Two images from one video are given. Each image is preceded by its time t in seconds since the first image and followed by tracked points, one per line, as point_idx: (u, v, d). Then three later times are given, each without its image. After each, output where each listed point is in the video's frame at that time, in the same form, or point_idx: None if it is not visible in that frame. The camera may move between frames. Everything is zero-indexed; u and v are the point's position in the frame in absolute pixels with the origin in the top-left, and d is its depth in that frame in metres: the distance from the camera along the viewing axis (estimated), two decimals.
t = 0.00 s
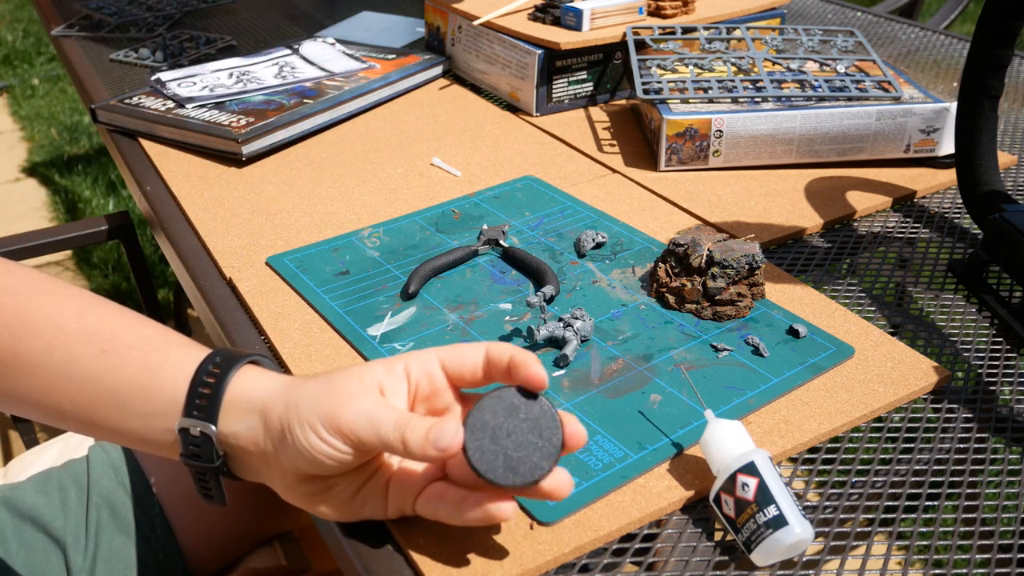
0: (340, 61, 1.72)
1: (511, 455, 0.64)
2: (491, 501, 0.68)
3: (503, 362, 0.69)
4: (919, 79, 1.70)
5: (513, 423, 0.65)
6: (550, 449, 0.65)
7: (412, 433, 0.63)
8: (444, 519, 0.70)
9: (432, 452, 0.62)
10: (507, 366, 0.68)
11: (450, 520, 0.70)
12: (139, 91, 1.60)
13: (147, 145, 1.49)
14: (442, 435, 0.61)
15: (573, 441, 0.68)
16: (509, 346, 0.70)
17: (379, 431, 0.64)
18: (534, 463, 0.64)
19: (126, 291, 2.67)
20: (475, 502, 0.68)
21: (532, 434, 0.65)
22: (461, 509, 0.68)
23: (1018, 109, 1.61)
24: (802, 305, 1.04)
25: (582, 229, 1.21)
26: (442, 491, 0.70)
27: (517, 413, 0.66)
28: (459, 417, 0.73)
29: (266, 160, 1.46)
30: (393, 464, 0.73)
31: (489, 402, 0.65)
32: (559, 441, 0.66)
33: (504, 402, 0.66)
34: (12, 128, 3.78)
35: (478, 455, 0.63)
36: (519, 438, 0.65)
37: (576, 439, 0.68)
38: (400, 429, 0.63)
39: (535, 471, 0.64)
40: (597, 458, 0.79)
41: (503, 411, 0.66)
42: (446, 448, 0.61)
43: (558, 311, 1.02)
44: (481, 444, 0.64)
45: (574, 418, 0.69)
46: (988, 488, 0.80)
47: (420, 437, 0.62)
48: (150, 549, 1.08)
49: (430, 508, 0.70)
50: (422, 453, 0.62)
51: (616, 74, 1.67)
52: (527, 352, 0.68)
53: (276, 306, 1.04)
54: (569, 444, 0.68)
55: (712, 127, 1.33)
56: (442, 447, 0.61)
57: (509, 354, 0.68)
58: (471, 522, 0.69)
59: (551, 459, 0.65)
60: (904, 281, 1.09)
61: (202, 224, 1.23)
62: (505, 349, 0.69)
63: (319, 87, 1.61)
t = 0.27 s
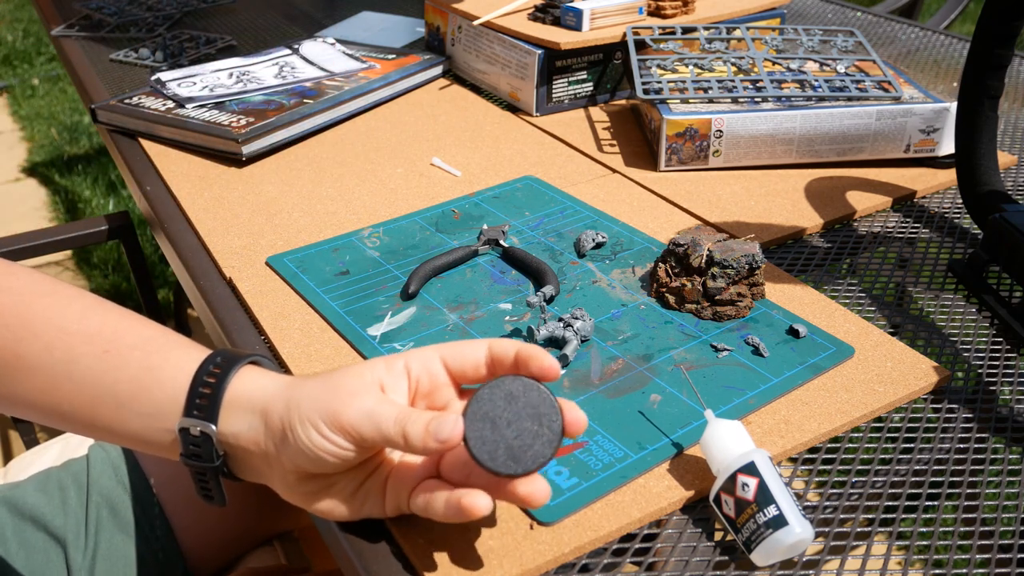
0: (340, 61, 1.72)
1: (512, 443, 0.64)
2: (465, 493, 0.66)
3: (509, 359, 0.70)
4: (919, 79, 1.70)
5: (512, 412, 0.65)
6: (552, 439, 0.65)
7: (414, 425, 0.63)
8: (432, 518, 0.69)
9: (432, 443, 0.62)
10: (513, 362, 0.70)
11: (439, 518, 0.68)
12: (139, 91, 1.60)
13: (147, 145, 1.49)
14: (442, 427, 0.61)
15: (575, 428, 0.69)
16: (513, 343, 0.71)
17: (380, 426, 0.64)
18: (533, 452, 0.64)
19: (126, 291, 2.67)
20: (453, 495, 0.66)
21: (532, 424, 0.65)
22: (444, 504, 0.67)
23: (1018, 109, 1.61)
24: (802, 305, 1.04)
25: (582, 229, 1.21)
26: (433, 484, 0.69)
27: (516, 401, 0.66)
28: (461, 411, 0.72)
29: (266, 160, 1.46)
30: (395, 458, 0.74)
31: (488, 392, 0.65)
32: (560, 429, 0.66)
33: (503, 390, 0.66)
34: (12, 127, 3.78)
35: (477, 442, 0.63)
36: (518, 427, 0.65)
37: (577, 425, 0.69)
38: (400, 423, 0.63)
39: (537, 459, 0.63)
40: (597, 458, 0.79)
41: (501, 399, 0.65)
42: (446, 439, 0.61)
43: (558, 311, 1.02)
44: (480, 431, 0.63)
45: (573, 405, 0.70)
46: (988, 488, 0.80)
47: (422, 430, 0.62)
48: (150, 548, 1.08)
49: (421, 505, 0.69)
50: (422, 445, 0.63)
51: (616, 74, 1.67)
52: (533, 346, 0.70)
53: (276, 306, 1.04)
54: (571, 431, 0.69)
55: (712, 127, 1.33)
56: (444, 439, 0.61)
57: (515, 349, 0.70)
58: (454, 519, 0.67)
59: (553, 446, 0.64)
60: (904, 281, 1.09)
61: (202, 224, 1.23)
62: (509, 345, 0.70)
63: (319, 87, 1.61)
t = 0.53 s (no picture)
0: (340, 61, 1.72)
1: (505, 436, 0.64)
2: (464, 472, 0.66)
3: (498, 359, 0.70)
4: (919, 79, 1.70)
5: (506, 405, 0.65)
6: (546, 431, 0.65)
7: (407, 420, 0.63)
8: (434, 505, 0.70)
9: (428, 436, 0.61)
10: (503, 363, 0.70)
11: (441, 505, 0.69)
12: (140, 91, 1.60)
13: (147, 145, 1.49)
14: (437, 419, 0.61)
15: (569, 421, 0.67)
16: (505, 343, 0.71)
17: (373, 421, 0.64)
18: (527, 444, 0.64)
19: (126, 291, 2.67)
20: (452, 481, 0.67)
21: (526, 416, 0.65)
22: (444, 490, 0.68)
23: (1018, 109, 1.61)
24: (802, 305, 1.04)
25: (582, 229, 1.21)
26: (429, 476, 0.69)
27: (511, 394, 0.65)
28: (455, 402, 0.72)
29: (266, 160, 1.46)
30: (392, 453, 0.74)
31: (482, 385, 0.65)
32: (555, 422, 0.65)
33: (497, 384, 0.66)
34: (12, 127, 3.78)
35: (470, 436, 0.63)
36: (513, 420, 0.64)
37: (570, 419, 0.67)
38: (396, 416, 0.63)
39: (530, 452, 0.64)
40: (597, 458, 0.79)
41: (496, 392, 0.65)
42: (441, 431, 0.61)
43: (558, 311, 1.02)
44: (473, 425, 0.64)
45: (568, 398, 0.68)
46: (988, 489, 0.80)
47: (415, 424, 0.62)
48: (150, 548, 1.08)
49: (421, 496, 0.70)
50: (418, 437, 0.62)
51: (616, 74, 1.67)
52: (523, 347, 0.70)
53: (276, 306, 1.04)
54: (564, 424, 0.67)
55: (712, 127, 1.33)
56: (435, 431, 0.61)
57: (504, 351, 0.69)
58: (456, 502, 0.68)
59: (546, 439, 0.64)
60: (904, 281, 1.09)
61: (202, 224, 1.23)
62: (500, 346, 0.70)
63: (319, 87, 1.61)
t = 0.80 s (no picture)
0: (340, 61, 1.72)
1: (500, 445, 0.64)
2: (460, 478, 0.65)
3: (490, 364, 0.70)
4: (919, 79, 1.70)
5: (501, 413, 0.65)
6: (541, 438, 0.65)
7: (402, 429, 0.63)
8: (432, 509, 0.69)
9: (422, 445, 0.62)
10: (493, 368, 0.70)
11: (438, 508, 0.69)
12: (140, 91, 1.60)
13: (147, 145, 1.49)
14: (432, 428, 0.61)
15: (563, 434, 0.68)
16: (496, 347, 0.71)
17: (368, 431, 0.64)
18: (521, 453, 0.64)
19: (126, 291, 2.67)
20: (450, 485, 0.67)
21: (521, 424, 0.65)
22: (442, 495, 0.67)
23: (1018, 109, 1.61)
24: (802, 305, 1.04)
25: (582, 229, 1.21)
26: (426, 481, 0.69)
27: (506, 404, 0.65)
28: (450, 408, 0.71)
29: (266, 160, 1.46)
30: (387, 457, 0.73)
31: (477, 394, 0.65)
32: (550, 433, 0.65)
33: (492, 393, 0.66)
34: (12, 127, 3.78)
35: (464, 444, 0.63)
36: (508, 429, 0.64)
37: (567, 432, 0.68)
38: (389, 426, 0.63)
39: (524, 461, 0.63)
40: (597, 459, 0.79)
41: (490, 401, 0.65)
42: (436, 440, 0.61)
43: (558, 311, 1.02)
44: (467, 433, 0.64)
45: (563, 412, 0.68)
46: (988, 488, 0.80)
47: (410, 433, 0.62)
48: (150, 548, 1.08)
49: (418, 501, 0.69)
50: (413, 447, 0.62)
51: (616, 74, 1.67)
52: (513, 354, 0.70)
53: (276, 306, 1.04)
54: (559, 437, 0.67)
55: (712, 127, 1.33)
56: (431, 440, 0.61)
57: (494, 357, 0.70)
58: (453, 506, 0.68)
59: (540, 449, 0.64)
60: (904, 281, 1.09)
61: (202, 224, 1.23)
62: (491, 351, 0.70)
63: (319, 87, 1.61)
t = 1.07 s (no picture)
0: (340, 61, 1.72)
1: (500, 440, 0.64)
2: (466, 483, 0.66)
3: (483, 354, 0.71)
4: (919, 79, 1.70)
5: (500, 408, 0.65)
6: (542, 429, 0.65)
7: (401, 431, 0.62)
8: (433, 512, 0.69)
9: (422, 447, 0.61)
10: (487, 358, 0.71)
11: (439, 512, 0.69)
12: (140, 91, 1.60)
13: (147, 145, 1.49)
14: (431, 429, 0.61)
15: (568, 426, 0.68)
16: (488, 338, 0.72)
17: (366, 437, 0.64)
18: (523, 445, 0.64)
19: (126, 291, 2.67)
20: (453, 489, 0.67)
21: (518, 416, 0.65)
22: (444, 498, 0.67)
23: (1018, 109, 1.61)
24: (802, 305, 1.04)
25: (582, 229, 1.21)
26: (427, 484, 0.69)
27: (502, 398, 0.65)
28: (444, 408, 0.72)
29: (266, 160, 1.46)
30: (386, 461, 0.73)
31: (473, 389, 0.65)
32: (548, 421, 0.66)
33: (488, 387, 0.66)
34: (12, 127, 3.78)
35: (465, 442, 0.63)
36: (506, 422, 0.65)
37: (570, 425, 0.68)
38: (386, 429, 0.63)
39: (526, 454, 0.64)
40: (597, 458, 0.79)
41: (487, 397, 0.65)
42: (435, 441, 0.60)
43: (558, 311, 1.02)
44: (467, 431, 0.63)
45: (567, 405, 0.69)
46: (988, 488, 0.80)
47: (409, 434, 0.62)
48: (150, 548, 1.08)
49: (419, 503, 0.69)
50: (413, 449, 0.62)
51: (616, 74, 1.67)
52: (506, 343, 0.71)
53: (276, 306, 1.04)
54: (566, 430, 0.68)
55: (712, 127, 1.33)
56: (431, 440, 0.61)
57: (488, 345, 0.71)
58: (457, 510, 0.68)
59: (541, 439, 0.65)
60: (904, 281, 1.09)
61: (202, 224, 1.23)
62: (483, 342, 0.71)
63: (319, 87, 1.61)
